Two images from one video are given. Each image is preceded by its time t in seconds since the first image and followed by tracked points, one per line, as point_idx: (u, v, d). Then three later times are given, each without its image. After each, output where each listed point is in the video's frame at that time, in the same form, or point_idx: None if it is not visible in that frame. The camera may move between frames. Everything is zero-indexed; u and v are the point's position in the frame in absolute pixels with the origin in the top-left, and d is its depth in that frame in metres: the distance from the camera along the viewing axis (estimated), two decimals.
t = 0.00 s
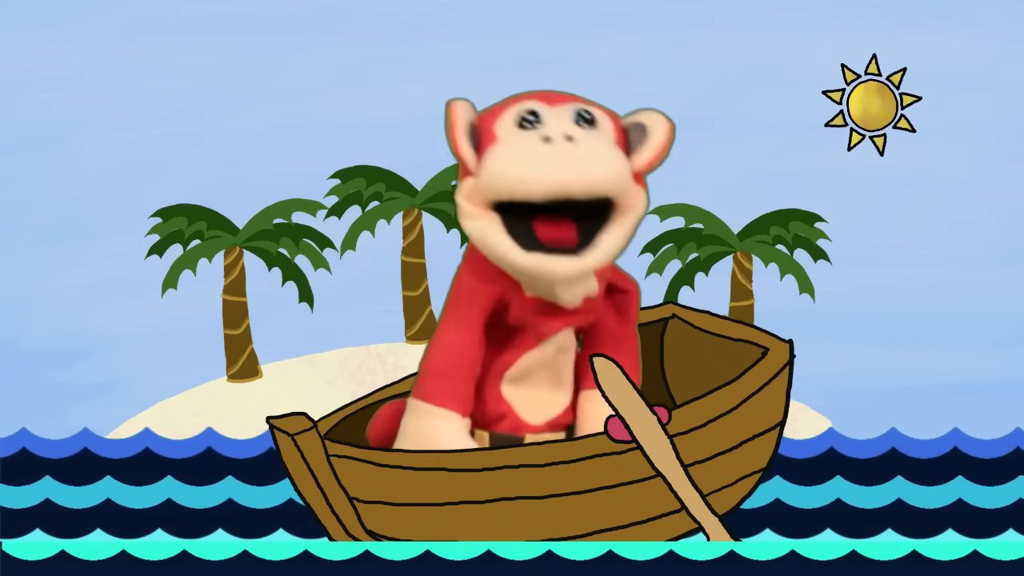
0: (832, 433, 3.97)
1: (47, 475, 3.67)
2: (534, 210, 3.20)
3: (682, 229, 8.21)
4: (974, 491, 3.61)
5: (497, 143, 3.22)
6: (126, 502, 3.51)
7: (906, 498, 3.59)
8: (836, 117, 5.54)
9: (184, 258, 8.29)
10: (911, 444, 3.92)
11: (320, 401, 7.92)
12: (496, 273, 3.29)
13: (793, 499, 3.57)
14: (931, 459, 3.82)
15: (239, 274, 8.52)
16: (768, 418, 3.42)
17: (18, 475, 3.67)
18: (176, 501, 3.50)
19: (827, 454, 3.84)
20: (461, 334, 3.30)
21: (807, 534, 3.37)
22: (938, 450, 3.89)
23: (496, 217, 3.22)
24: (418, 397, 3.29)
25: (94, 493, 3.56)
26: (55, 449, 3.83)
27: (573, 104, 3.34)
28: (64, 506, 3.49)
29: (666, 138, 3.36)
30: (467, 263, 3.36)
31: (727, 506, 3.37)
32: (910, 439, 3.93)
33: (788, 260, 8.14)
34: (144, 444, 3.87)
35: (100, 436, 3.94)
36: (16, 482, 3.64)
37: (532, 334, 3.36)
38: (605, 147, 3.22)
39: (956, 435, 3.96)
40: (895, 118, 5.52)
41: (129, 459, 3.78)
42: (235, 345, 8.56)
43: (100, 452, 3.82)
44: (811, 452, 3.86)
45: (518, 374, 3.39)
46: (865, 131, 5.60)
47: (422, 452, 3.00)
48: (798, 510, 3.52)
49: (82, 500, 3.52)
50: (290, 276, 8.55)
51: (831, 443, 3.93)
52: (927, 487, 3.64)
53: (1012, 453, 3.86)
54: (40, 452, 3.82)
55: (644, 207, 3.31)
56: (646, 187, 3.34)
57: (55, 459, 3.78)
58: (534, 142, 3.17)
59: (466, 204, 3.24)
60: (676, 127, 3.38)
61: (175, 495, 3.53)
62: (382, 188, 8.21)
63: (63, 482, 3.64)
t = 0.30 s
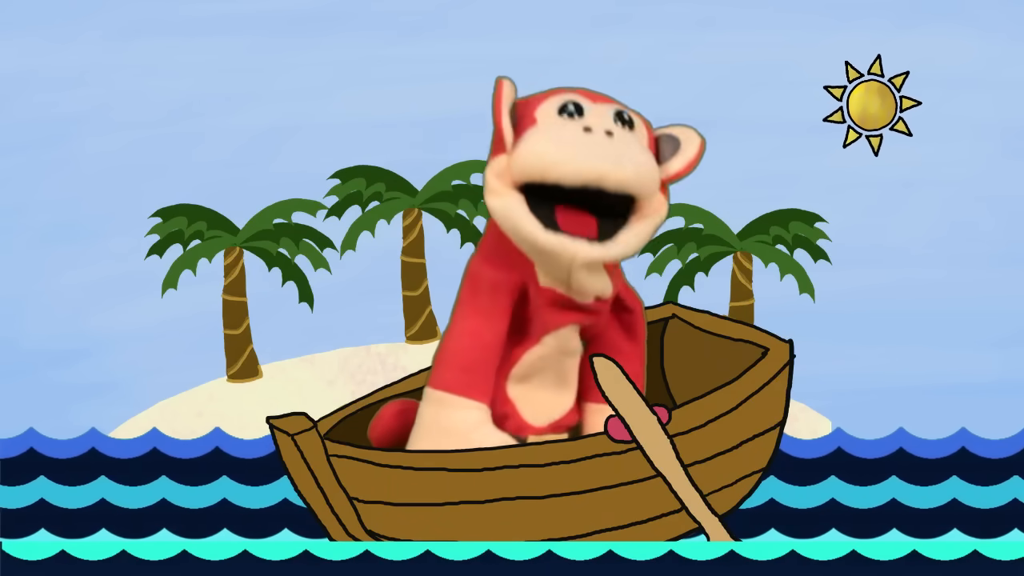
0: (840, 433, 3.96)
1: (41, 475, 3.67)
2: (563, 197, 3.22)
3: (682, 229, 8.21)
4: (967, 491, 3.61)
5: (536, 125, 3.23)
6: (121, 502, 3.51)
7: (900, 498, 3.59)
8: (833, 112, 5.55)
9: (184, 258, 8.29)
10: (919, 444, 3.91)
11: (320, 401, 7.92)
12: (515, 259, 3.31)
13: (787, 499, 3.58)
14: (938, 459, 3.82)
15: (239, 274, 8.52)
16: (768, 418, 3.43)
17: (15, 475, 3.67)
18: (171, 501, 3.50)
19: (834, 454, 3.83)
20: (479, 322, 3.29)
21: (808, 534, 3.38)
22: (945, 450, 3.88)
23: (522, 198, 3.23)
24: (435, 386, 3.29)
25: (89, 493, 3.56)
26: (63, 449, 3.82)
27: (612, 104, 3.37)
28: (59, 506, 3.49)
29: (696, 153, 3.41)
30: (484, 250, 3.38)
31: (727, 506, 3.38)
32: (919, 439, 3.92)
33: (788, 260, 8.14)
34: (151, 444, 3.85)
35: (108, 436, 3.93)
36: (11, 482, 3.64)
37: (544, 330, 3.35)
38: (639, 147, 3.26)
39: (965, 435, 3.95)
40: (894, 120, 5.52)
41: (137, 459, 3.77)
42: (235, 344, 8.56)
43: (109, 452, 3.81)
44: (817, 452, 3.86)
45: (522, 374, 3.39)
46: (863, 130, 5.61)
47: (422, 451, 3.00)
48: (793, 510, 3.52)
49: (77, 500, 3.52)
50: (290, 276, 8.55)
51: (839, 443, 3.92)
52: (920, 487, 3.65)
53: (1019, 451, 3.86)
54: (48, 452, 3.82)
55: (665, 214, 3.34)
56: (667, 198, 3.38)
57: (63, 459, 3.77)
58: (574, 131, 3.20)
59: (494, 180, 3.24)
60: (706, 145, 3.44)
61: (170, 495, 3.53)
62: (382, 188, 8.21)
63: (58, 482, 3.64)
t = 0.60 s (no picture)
0: (836, 434, 3.95)
1: (40, 475, 3.67)
2: (526, 198, 3.19)
3: (682, 229, 8.21)
4: (969, 491, 3.61)
5: (476, 139, 3.22)
6: (122, 502, 3.51)
7: (902, 498, 3.59)
8: (833, 109, 5.56)
9: (184, 258, 8.29)
10: (916, 444, 3.90)
11: (319, 401, 7.92)
12: (499, 279, 3.31)
13: (789, 499, 3.58)
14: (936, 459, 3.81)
15: (239, 274, 8.52)
16: (768, 418, 3.43)
17: (16, 475, 3.67)
18: (173, 501, 3.50)
19: (831, 454, 3.83)
20: (469, 343, 3.30)
21: (810, 534, 3.38)
22: (943, 450, 3.87)
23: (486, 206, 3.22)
24: (422, 406, 3.30)
25: (91, 493, 3.56)
26: (61, 449, 3.81)
27: (545, 93, 3.36)
28: (60, 506, 3.49)
29: (638, 110, 3.34)
30: (469, 274, 3.38)
31: (727, 506, 3.37)
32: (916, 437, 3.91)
33: (788, 260, 8.14)
34: (149, 444, 3.84)
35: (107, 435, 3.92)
36: (11, 481, 3.64)
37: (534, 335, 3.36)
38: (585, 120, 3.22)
39: (962, 434, 3.93)
40: (891, 121, 5.52)
41: (135, 459, 3.77)
42: (235, 344, 8.56)
43: (107, 452, 3.80)
44: (815, 451, 3.85)
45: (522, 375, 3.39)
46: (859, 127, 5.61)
47: (422, 451, 3.00)
48: (794, 510, 3.52)
49: (77, 500, 3.52)
50: (290, 276, 8.55)
51: (836, 443, 3.91)
52: (922, 487, 3.64)
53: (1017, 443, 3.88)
54: (45, 452, 3.81)
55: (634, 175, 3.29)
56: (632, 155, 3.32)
57: (61, 459, 3.76)
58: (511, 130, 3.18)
59: (456, 202, 3.23)
60: (651, 96, 3.37)
61: (171, 495, 3.53)
62: (382, 188, 8.21)
63: (57, 482, 3.64)
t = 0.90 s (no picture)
0: (841, 433, 3.92)
1: (39, 475, 3.67)
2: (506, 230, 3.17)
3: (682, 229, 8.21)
4: (967, 491, 3.61)
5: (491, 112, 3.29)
6: (120, 502, 3.51)
7: (899, 498, 3.59)
8: (833, 105, 5.56)
9: (184, 258, 8.29)
10: (919, 444, 3.89)
11: (319, 401, 7.92)
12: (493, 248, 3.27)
13: (787, 499, 3.57)
14: (939, 459, 3.81)
15: (239, 274, 8.52)
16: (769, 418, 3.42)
17: (16, 475, 3.67)
18: (171, 501, 3.50)
19: (833, 454, 3.82)
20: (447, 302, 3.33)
21: (809, 534, 3.38)
22: (946, 450, 3.86)
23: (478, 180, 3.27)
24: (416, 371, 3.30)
25: (90, 493, 3.56)
26: (64, 449, 3.80)
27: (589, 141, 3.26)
28: (58, 506, 3.49)
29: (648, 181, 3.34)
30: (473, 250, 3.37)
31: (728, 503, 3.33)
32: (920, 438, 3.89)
33: (788, 261, 8.14)
34: (152, 444, 3.82)
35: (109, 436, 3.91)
36: (9, 481, 3.63)
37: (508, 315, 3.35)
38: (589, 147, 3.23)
39: (966, 433, 3.93)
40: (889, 123, 5.52)
41: (136, 459, 3.76)
42: (235, 344, 8.56)
43: (110, 452, 3.80)
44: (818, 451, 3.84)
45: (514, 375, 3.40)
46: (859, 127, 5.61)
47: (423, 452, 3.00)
48: (792, 510, 3.52)
49: (77, 500, 3.52)
50: (290, 276, 8.55)
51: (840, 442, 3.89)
52: (920, 487, 3.64)
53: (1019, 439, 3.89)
54: (49, 453, 3.79)
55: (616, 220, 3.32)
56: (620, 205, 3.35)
57: (64, 459, 3.76)
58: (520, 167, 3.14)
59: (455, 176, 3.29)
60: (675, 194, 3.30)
61: (169, 495, 3.53)
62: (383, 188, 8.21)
63: (56, 482, 3.64)
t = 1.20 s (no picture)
0: (846, 432, 3.92)
1: (39, 475, 3.67)
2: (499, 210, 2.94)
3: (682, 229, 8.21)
4: (964, 491, 3.61)
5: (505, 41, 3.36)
6: (118, 502, 3.51)
7: (896, 498, 3.59)
8: (833, 101, 5.56)
9: (184, 258, 8.29)
10: (924, 444, 3.88)
11: (320, 401, 7.92)
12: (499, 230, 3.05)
13: (785, 500, 3.57)
14: (944, 458, 3.80)
15: (239, 274, 8.52)
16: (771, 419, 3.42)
17: (14, 475, 3.67)
18: (168, 501, 3.50)
19: (838, 454, 3.81)
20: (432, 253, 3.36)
21: (812, 534, 3.38)
22: (950, 450, 3.86)
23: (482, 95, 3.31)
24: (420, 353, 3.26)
25: (87, 493, 3.56)
26: (69, 449, 3.81)
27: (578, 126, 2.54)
28: (56, 506, 3.49)
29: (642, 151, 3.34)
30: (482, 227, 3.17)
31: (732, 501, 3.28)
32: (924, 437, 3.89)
33: (788, 260, 8.15)
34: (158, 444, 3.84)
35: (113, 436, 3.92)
36: (6, 481, 3.63)
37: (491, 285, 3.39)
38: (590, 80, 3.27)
39: (970, 433, 3.92)
40: (888, 124, 5.52)
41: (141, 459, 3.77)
42: (235, 344, 8.56)
43: (115, 452, 3.80)
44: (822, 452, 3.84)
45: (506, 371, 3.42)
46: (857, 127, 5.60)
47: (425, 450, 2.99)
48: (790, 510, 3.52)
49: (75, 500, 3.52)
50: (290, 276, 8.55)
51: (844, 442, 3.89)
52: (917, 487, 3.64)
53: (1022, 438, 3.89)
54: (53, 452, 3.80)
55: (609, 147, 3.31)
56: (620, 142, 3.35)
57: (68, 459, 3.77)
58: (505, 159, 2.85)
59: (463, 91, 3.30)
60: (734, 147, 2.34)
61: (167, 495, 3.53)
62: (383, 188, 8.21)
63: (54, 482, 3.64)
